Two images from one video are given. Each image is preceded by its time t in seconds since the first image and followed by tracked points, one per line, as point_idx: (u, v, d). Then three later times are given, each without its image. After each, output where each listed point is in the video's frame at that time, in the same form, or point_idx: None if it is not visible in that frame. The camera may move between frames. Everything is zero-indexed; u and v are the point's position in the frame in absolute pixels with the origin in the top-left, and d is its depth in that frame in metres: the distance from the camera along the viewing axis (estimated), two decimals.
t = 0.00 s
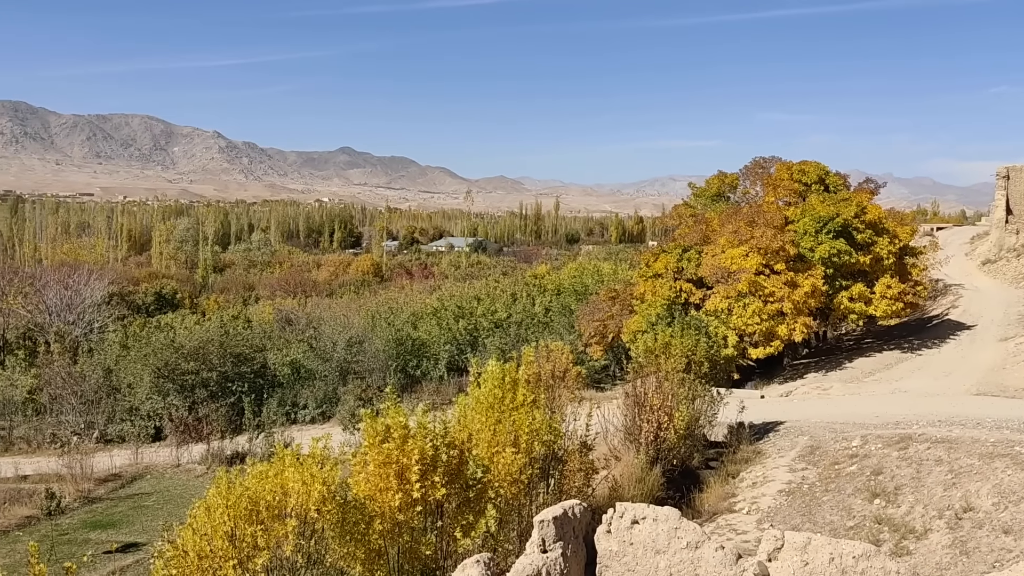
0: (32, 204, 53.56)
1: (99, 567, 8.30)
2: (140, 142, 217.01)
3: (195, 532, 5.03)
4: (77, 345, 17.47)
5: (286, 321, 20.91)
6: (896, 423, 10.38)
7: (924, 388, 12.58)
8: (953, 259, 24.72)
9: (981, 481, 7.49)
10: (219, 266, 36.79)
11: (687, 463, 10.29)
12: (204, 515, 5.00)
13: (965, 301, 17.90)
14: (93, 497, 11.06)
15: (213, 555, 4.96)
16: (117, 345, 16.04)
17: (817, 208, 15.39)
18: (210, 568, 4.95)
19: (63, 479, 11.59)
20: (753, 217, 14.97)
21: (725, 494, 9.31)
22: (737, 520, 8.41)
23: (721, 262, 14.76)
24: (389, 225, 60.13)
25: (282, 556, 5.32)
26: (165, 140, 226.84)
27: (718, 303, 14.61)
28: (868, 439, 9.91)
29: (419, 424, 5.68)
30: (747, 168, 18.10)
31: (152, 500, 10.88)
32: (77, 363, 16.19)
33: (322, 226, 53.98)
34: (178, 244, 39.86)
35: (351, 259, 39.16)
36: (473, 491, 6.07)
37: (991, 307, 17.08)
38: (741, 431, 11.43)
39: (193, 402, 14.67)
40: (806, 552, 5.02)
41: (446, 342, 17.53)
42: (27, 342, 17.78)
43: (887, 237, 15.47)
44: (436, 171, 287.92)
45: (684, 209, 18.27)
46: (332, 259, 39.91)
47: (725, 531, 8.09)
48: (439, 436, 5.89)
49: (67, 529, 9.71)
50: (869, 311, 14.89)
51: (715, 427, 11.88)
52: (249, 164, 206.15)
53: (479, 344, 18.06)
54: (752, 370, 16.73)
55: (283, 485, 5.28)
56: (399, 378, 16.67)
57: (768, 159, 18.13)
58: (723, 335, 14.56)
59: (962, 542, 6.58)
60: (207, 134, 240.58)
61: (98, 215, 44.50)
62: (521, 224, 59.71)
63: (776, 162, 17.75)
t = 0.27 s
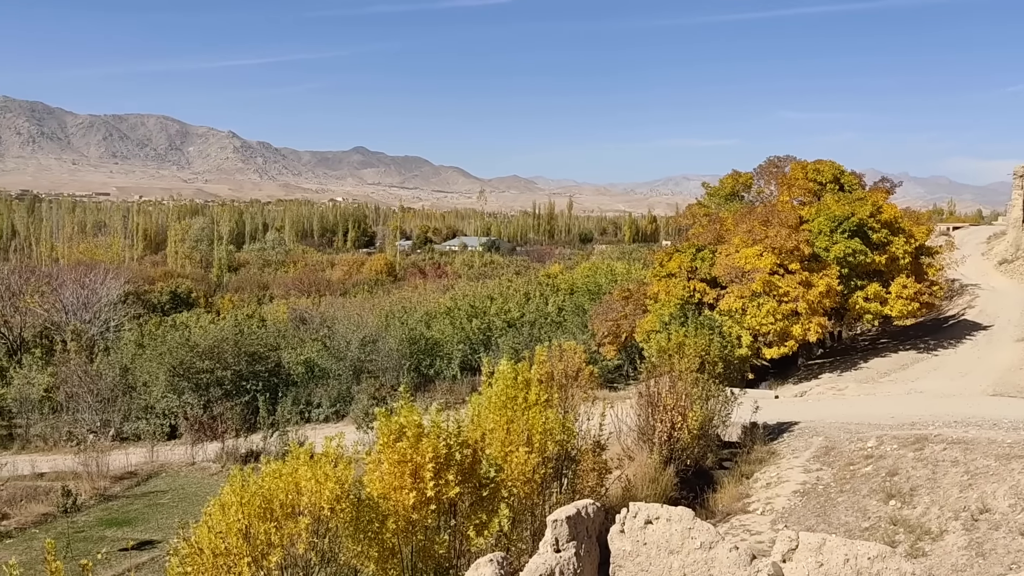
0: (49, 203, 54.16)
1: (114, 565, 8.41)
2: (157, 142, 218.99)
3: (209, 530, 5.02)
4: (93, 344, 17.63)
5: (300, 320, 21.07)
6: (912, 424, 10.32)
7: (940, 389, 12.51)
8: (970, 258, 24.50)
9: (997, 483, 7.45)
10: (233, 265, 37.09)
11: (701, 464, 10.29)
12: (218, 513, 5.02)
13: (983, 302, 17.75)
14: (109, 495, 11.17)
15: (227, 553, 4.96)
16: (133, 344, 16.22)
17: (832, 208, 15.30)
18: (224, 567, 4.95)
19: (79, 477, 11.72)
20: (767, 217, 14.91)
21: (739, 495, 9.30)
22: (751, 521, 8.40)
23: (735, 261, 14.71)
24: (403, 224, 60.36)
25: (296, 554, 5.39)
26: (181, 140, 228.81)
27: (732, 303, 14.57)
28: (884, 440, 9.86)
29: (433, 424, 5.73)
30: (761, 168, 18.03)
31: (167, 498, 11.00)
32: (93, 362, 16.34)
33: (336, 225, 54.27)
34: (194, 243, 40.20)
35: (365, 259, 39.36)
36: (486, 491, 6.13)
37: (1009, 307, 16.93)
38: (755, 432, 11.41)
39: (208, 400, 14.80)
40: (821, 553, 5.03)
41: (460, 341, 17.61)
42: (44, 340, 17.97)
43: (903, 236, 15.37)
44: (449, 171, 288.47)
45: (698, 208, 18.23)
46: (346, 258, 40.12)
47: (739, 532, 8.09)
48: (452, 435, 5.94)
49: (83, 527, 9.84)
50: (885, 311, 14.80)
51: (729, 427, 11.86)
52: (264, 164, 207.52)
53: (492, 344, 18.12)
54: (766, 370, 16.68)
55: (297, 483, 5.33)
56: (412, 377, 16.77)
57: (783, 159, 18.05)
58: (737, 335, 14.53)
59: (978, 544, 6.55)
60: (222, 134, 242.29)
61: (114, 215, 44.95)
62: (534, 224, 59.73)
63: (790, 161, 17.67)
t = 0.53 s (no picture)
0: (73, 203, 55.05)
1: (135, 562, 8.56)
2: (178, 142, 221.54)
3: (230, 528, 5.18)
4: (114, 343, 17.87)
5: (319, 319, 21.26)
6: (934, 425, 10.24)
7: (962, 391, 12.38)
8: (993, 258, 24.19)
9: (1020, 485, 7.39)
10: (253, 265, 37.47)
11: (719, 464, 10.28)
12: (238, 511, 5.18)
13: (1007, 302, 17.52)
14: (130, 493, 11.36)
15: (247, 550, 5.13)
16: (154, 342, 16.46)
17: (853, 207, 15.17)
18: (245, 564, 5.12)
19: (101, 474, 11.90)
20: (787, 216, 14.82)
21: (758, 496, 9.28)
22: (770, 522, 8.39)
23: (754, 261, 14.64)
24: (420, 224, 60.64)
25: (314, 551, 5.49)
26: (201, 141, 231.32)
27: (750, 303, 14.51)
28: (905, 441, 9.80)
29: (451, 423, 5.76)
30: (781, 167, 17.92)
31: (187, 496, 11.17)
32: (114, 360, 16.54)
33: (354, 225, 54.65)
34: (214, 243, 40.66)
35: (383, 258, 39.61)
36: (504, 490, 6.15)
37: None
38: (774, 432, 11.38)
39: (228, 399, 15.02)
40: (841, 555, 5.04)
41: (477, 340, 17.70)
42: (66, 339, 18.18)
43: (924, 236, 15.22)
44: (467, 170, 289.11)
45: (716, 208, 18.16)
46: (364, 258, 40.40)
47: (757, 533, 8.09)
48: (470, 434, 5.98)
49: (104, 524, 10.00)
50: (906, 311, 14.67)
51: (748, 427, 11.83)
52: (284, 164, 209.32)
53: (510, 343, 18.18)
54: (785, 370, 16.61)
55: (314, 481, 5.42)
56: (430, 376, 16.89)
57: (803, 158, 17.92)
58: (756, 335, 14.47)
59: (1000, 546, 6.50)
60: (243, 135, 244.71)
61: (136, 215, 45.54)
62: (552, 223, 59.74)
63: (810, 160, 17.55)
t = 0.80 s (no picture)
0: (100, 203, 56.00)
1: (160, 558, 8.75)
2: (202, 143, 224.12)
3: (253, 525, 5.15)
4: (139, 341, 18.25)
5: (341, 318, 21.49)
6: (959, 427, 10.14)
7: (989, 392, 12.22)
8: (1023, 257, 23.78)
9: None
10: (276, 264, 37.91)
11: (741, 465, 10.26)
12: (260, 508, 5.19)
13: None
14: (154, 490, 11.58)
15: (270, 548, 5.11)
16: (178, 341, 16.80)
17: (877, 207, 15.02)
18: (268, 561, 5.10)
19: (126, 471, 12.19)
20: (810, 216, 14.71)
21: (780, 497, 9.26)
22: (792, 523, 8.37)
23: (777, 261, 14.55)
24: (441, 223, 60.95)
25: (337, 549, 5.51)
26: (225, 142, 234.19)
27: (773, 303, 14.43)
28: (929, 442, 9.72)
29: (473, 423, 5.84)
30: (803, 166, 17.79)
31: (210, 493, 11.37)
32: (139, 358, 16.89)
33: (375, 225, 55.07)
34: (237, 242, 41.21)
35: (404, 258, 39.90)
36: (525, 489, 6.20)
37: None
38: (796, 434, 11.35)
39: (250, 397, 15.18)
40: (865, 558, 5.04)
41: (498, 340, 17.80)
42: (92, 338, 18.56)
43: (950, 235, 15.05)
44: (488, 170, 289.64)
45: (738, 207, 18.08)
46: (386, 257, 40.72)
47: (779, 534, 8.07)
48: (491, 433, 6.07)
49: (129, 521, 10.19)
50: (931, 311, 14.50)
51: (770, 428, 11.79)
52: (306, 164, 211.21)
53: (530, 343, 18.25)
54: (808, 371, 16.50)
55: (337, 478, 5.50)
56: (451, 376, 17.01)
57: (826, 157, 17.77)
58: (778, 335, 14.40)
59: None
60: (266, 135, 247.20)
61: (161, 215, 46.26)
62: (573, 222, 59.71)
63: (834, 159, 17.41)
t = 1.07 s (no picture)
0: (123, 203, 56.76)
1: (182, 556, 8.92)
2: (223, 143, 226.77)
3: (274, 523, 5.31)
4: (162, 339, 18.62)
5: (361, 318, 21.70)
6: (983, 428, 10.04)
7: (1014, 394, 12.07)
8: None
9: None
10: (296, 264, 38.30)
11: (762, 466, 10.24)
12: (282, 506, 5.33)
13: None
14: (176, 487, 11.74)
15: (291, 546, 5.25)
16: (200, 340, 17.06)
17: (900, 206, 14.90)
18: (288, 559, 5.24)
19: (149, 468, 12.44)
20: (832, 215, 14.60)
21: (801, 498, 9.25)
22: (814, 525, 8.35)
23: (798, 260, 14.47)
24: (460, 223, 61.20)
25: (357, 548, 5.52)
26: (247, 142, 236.76)
27: (794, 303, 14.35)
28: (953, 444, 9.65)
29: (492, 422, 5.89)
30: (825, 165, 17.66)
31: (231, 491, 11.52)
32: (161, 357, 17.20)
33: (395, 225, 55.45)
34: (258, 242, 41.69)
35: (424, 258, 40.15)
36: (544, 489, 6.24)
37: None
38: (817, 434, 11.32)
39: (271, 396, 15.40)
40: (887, 559, 5.01)
41: (517, 340, 17.88)
42: (115, 336, 18.87)
43: (974, 235, 14.91)
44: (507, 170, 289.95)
45: (759, 207, 18.00)
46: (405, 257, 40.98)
47: (801, 536, 8.05)
48: (510, 433, 6.09)
49: (151, 518, 10.33)
50: (954, 311, 14.34)
51: (791, 429, 11.75)
52: (326, 165, 212.79)
53: (549, 342, 18.31)
54: (829, 371, 16.40)
55: (358, 476, 5.47)
56: (470, 375, 17.12)
57: (848, 155, 17.63)
58: (799, 335, 14.32)
59: None
60: (287, 136, 249.25)
61: (183, 216, 46.90)
62: (592, 222, 59.65)
63: (856, 158, 17.27)
